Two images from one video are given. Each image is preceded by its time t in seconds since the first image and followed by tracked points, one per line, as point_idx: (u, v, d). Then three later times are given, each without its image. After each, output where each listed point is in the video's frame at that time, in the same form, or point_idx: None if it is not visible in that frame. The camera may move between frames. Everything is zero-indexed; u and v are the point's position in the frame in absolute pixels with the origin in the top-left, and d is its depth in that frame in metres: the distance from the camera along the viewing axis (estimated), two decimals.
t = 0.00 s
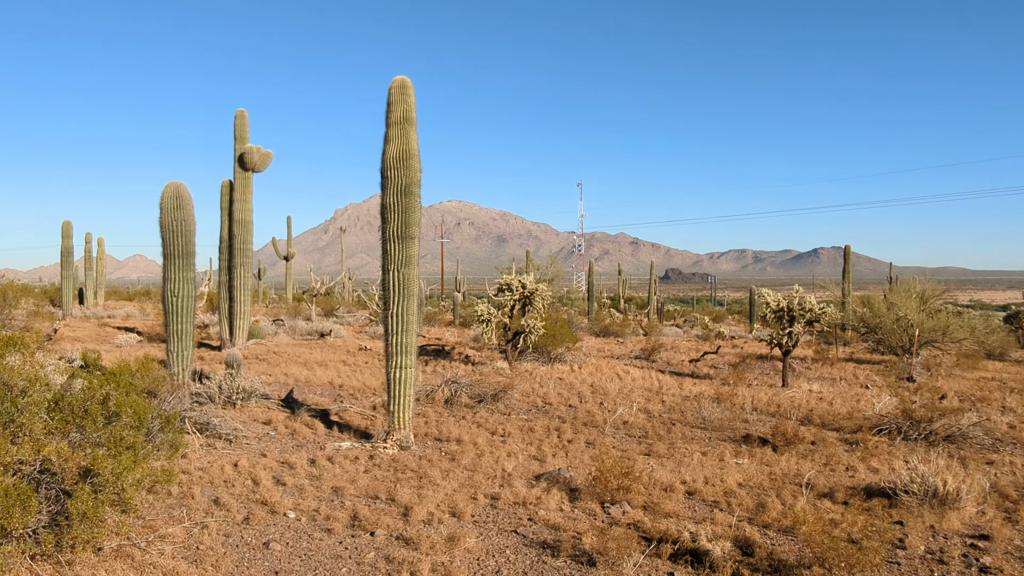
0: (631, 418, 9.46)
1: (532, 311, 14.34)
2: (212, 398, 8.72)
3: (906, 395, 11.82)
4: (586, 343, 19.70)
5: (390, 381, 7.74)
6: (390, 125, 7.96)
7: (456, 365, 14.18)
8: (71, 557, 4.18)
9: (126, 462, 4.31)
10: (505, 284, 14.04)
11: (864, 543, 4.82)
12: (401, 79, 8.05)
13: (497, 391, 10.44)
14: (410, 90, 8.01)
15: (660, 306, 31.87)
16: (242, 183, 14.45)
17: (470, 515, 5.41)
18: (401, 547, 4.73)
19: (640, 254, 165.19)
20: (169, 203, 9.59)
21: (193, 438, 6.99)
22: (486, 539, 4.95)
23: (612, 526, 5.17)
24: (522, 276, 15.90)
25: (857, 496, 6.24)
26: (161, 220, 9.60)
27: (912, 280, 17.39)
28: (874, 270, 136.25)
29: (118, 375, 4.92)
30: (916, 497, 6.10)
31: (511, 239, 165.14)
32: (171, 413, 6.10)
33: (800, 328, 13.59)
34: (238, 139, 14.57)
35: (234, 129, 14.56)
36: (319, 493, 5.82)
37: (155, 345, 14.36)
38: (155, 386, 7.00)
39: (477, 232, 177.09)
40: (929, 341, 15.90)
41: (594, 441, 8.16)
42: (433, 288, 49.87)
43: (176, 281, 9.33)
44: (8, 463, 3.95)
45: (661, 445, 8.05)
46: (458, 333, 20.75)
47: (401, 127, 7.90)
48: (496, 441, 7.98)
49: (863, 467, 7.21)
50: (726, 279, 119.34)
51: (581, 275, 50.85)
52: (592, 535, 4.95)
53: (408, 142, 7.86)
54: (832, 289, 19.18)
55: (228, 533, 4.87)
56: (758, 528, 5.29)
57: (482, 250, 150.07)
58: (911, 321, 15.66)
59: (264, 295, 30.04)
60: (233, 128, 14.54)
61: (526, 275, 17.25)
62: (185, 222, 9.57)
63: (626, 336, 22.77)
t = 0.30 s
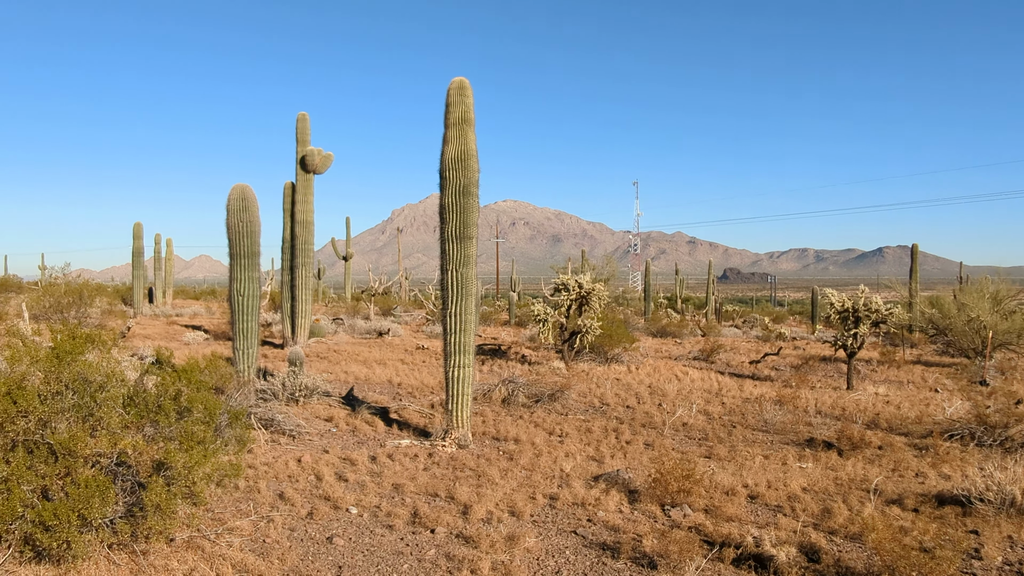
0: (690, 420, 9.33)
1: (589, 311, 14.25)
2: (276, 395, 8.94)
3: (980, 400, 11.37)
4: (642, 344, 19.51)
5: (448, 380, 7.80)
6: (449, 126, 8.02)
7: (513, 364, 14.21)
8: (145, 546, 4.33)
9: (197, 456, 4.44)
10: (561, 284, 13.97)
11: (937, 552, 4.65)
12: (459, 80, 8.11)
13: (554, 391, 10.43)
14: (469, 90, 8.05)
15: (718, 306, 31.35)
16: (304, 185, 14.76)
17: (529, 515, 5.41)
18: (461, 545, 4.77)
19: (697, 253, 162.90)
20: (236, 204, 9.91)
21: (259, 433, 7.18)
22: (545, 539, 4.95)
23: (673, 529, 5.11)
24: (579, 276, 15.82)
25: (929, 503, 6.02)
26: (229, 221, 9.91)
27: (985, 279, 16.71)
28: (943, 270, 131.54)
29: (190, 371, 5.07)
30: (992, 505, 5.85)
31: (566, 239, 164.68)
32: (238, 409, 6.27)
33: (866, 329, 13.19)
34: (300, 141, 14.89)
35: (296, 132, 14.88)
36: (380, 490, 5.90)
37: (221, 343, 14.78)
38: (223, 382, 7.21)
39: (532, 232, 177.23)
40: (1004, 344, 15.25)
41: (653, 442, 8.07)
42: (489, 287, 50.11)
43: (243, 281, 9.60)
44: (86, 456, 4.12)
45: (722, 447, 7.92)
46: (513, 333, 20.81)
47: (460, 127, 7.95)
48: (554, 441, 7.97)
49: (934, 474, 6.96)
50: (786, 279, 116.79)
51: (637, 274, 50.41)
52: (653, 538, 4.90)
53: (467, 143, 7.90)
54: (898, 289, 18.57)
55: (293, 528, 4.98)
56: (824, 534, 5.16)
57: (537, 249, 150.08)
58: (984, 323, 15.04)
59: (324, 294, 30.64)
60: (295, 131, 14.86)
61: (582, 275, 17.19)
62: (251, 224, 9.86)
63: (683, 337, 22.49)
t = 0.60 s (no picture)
0: (750, 422, 9.17)
1: (646, 311, 14.12)
2: (336, 393, 9.11)
3: None
4: (700, 344, 19.24)
5: (506, 379, 7.83)
6: (506, 127, 8.04)
7: (569, 364, 14.19)
8: (214, 538, 4.46)
9: (263, 451, 4.55)
10: (618, 284, 13.87)
11: (1015, 562, 4.46)
12: (516, 80, 8.12)
13: (611, 391, 10.36)
14: (526, 90, 8.06)
15: (778, 306, 30.70)
16: (362, 186, 14.98)
17: (587, 515, 5.39)
18: (520, 544, 4.78)
19: (755, 252, 159.83)
20: (298, 206, 10.13)
21: (320, 430, 7.33)
22: (604, 540, 4.92)
23: (735, 533, 5.03)
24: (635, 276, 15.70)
25: (1004, 511, 5.79)
26: (292, 222, 10.14)
27: None
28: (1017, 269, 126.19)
29: (256, 368, 5.20)
30: None
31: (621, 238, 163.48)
32: (301, 406, 6.40)
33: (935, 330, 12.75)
34: (358, 143, 15.12)
35: (355, 134, 15.12)
36: (439, 487, 5.96)
37: (283, 341, 15.12)
38: (286, 379, 7.39)
39: (587, 232, 176.52)
40: None
41: (713, 445, 7.96)
42: (543, 287, 50.13)
43: (304, 281, 9.81)
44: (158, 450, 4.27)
45: (784, 450, 7.76)
46: (569, 333, 20.77)
47: (516, 127, 7.96)
48: (611, 441, 7.93)
49: (1010, 481, 6.69)
50: (849, 279, 113.66)
51: (694, 274, 49.77)
52: (714, 541, 4.84)
53: (524, 143, 7.90)
54: (969, 289, 17.90)
55: (354, 523, 5.06)
56: (892, 541, 5.00)
57: (592, 249, 149.41)
58: None
59: (380, 294, 31.06)
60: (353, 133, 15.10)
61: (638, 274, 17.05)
62: (312, 225, 10.07)
63: (742, 338, 22.10)
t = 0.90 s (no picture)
0: (811, 425, 8.96)
1: (702, 312, 13.93)
2: (392, 392, 9.23)
3: None
4: (758, 345, 18.89)
5: (560, 380, 7.82)
6: (560, 127, 8.02)
7: (623, 365, 14.09)
8: (276, 534, 4.57)
9: (323, 450, 4.63)
10: (673, 284, 13.76)
11: None
12: (570, 80, 8.10)
13: (666, 393, 10.25)
14: (579, 90, 8.03)
15: (839, 307, 29.93)
16: (417, 188, 15.14)
17: (643, 518, 5.34)
18: (575, 546, 4.77)
19: (815, 251, 156.10)
20: (355, 208, 10.31)
21: (377, 429, 7.43)
22: (660, 543, 4.88)
23: (795, 539, 4.92)
24: (690, 276, 15.51)
25: None
26: (349, 224, 10.32)
27: None
28: None
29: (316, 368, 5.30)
30: None
31: (676, 238, 161.57)
32: (359, 406, 6.50)
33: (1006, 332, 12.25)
34: (413, 146, 15.30)
35: (410, 137, 15.29)
36: (494, 488, 5.98)
37: (340, 341, 15.39)
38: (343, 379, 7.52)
39: (641, 232, 175.02)
40: None
41: (772, 448, 7.80)
42: (597, 288, 49.92)
43: (360, 282, 9.96)
44: (222, 447, 4.39)
45: (846, 455, 7.56)
46: (623, 334, 20.62)
47: (570, 128, 7.94)
48: (667, 443, 7.84)
49: None
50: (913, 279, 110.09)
51: (751, 274, 48.88)
52: (774, 546, 4.75)
53: (578, 144, 7.87)
54: None
55: (411, 521, 5.11)
56: (962, 550, 4.83)
57: (646, 249, 148.07)
58: None
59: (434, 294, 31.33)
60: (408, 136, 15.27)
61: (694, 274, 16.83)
62: (368, 227, 10.23)
63: (801, 339, 21.61)
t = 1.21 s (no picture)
0: (870, 429, 8.73)
1: (756, 313, 13.69)
2: (444, 393, 9.32)
3: None
4: (815, 347, 18.47)
5: (611, 382, 7.78)
6: (610, 128, 7.98)
7: (676, 367, 13.93)
8: (331, 533, 4.65)
9: (376, 450, 4.70)
10: (726, 285, 13.55)
11: None
12: (620, 80, 8.05)
13: (720, 395, 10.10)
14: (629, 90, 7.97)
15: (900, 307, 29.05)
16: (468, 191, 15.23)
17: (697, 522, 5.28)
18: (628, 550, 4.73)
19: (875, 250, 151.85)
20: (406, 212, 10.44)
21: (429, 430, 7.51)
22: (715, 548, 4.81)
23: (854, 546, 4.80)
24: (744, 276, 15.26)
25: None
26: (401, 227, 10.45)
27: None
28: None
29: (369, 369, 5.37)
30: None
31: (729, 237, 159.08)
32: (412, 407, 6.57)
33: None
34: (463, 149, 15.40)
35: (460, 140, 15.39)
36: (546, 490, 5.98)
37: (393, 342, 15.59)
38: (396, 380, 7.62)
39: (693, 232, 172.83)
40: None
41: (829, 452, 7.63)
42: (649, 288, 49.49)
43: (412, 284, 10.08)
44: (279, 447, 4.48)
45: (907, 459, 7.34)
46: (675, 335, 20.38)
47: (620, 128, 7.89)
48: (721, 447, 7.73)
49: None
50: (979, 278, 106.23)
51: (808, 273, 47.80)
52: (831, 552, 4.64)
53: (627, 144, 7.81)
54: None
55: (463, 522, 5.15)
56: None
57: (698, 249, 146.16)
58: None
59: (485, 296, 31.47)
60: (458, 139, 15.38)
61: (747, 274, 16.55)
62: (419, 229, 10.36)
63: (860, 340, 21.05)
